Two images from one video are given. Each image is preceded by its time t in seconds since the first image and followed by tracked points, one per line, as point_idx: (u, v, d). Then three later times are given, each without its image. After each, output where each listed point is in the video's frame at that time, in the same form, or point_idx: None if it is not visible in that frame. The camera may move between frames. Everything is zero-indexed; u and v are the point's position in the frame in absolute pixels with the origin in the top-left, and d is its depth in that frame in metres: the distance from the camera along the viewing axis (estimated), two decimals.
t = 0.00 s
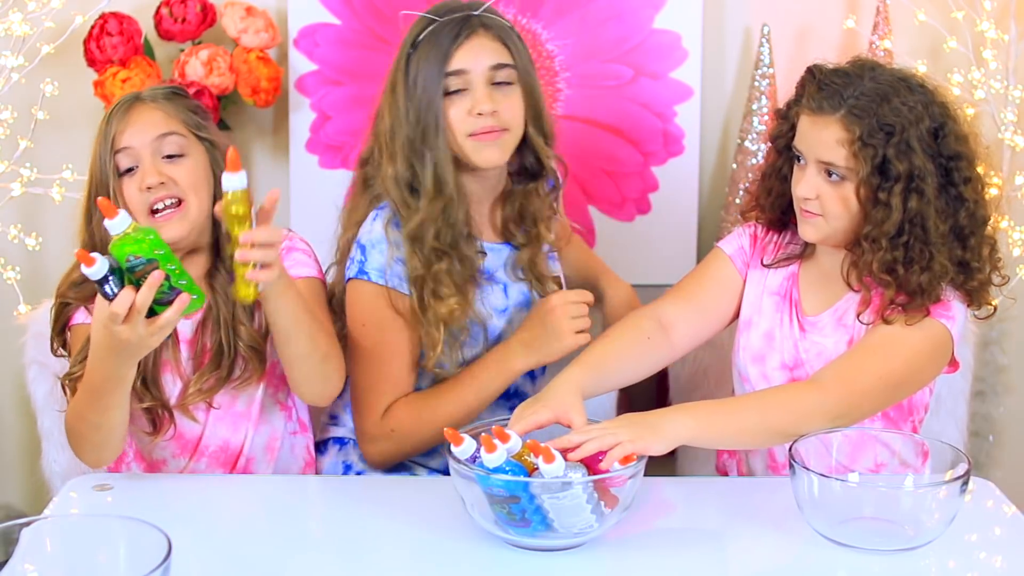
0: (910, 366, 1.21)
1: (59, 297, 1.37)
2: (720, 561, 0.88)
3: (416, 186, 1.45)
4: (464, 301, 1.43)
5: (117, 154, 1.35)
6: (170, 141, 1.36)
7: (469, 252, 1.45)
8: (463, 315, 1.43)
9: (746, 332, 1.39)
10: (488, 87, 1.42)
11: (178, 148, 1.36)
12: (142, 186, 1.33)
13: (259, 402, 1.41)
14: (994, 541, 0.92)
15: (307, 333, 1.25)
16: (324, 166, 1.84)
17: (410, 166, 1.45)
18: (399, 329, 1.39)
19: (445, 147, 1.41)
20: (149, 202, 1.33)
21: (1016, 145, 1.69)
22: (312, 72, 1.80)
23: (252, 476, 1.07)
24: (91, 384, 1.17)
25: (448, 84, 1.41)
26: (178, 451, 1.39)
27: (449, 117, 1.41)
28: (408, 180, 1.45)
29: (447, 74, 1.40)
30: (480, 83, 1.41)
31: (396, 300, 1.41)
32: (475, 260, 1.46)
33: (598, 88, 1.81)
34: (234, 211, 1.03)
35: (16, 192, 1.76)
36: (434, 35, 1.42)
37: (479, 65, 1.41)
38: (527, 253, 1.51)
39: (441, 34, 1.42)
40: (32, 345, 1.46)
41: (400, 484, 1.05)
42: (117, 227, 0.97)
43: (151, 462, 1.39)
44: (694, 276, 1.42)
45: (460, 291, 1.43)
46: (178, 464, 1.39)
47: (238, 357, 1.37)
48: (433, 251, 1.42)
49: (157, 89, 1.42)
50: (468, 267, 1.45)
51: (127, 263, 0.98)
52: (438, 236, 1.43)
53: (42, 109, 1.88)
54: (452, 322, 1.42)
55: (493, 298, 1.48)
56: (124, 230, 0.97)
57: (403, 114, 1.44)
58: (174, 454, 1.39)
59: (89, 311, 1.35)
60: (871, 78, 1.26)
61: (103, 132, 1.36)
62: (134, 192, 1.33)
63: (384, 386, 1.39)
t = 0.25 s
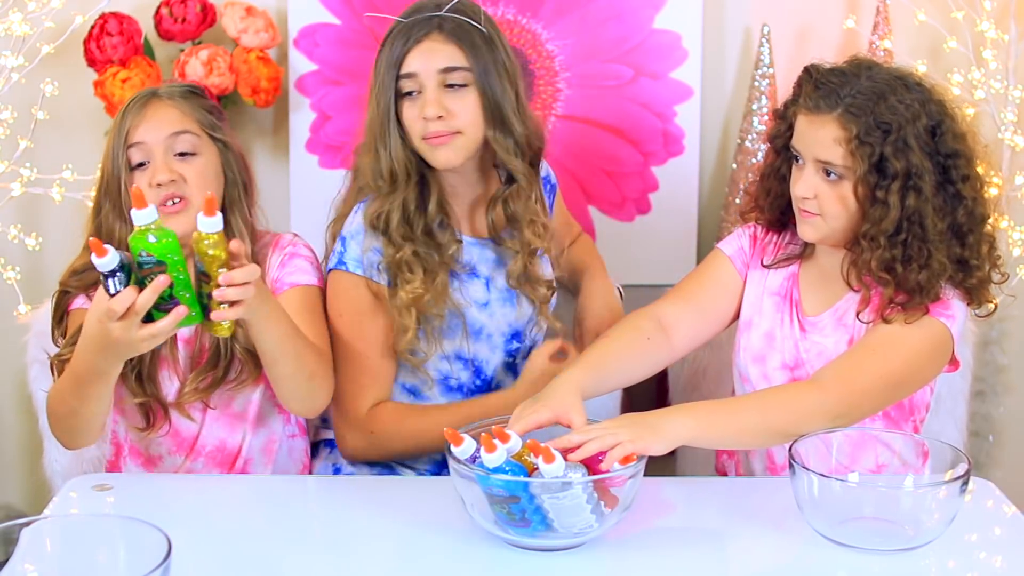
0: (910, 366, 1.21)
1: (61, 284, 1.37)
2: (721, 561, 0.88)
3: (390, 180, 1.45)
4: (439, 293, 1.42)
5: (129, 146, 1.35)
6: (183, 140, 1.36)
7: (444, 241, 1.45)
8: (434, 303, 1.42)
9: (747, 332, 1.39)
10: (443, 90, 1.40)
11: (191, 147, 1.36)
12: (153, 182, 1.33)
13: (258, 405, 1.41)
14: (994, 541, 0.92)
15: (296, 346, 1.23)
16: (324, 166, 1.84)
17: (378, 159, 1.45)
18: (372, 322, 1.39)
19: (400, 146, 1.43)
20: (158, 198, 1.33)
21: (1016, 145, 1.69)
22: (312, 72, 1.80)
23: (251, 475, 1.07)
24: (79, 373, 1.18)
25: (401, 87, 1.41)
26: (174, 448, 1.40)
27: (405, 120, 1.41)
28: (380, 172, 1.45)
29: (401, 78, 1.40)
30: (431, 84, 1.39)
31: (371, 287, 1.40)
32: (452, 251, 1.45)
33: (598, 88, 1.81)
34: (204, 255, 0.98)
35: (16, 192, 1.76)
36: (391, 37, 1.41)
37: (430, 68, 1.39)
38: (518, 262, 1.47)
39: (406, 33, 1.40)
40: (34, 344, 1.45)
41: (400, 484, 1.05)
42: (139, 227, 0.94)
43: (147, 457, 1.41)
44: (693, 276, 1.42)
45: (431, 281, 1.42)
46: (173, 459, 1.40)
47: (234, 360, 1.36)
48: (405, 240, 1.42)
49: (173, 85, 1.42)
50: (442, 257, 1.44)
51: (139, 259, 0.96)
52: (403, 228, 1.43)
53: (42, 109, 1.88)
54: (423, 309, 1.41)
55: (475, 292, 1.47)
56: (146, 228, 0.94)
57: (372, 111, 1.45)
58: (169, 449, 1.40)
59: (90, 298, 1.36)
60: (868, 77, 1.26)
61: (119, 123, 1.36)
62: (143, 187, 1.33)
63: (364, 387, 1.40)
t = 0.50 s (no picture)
0: (910, 365, 1.21)
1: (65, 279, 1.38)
2: (721, 561, 0.88)
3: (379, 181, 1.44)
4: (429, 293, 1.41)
5: (139, 144, 1.34)
6: (194, 141, 1.36)
7: (433, 242, 1.44)
8: (422, 304, 1.41)
9: (746, 333, 1.39)
10: (425, 95, 1.40)
11: (201, 149, 1.36)
12: (161, 182, 1.33)
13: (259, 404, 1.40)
14: (994, 541, 0.92)
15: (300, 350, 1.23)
16: (324, 166, 1.84)
17: (366, 160, 1.46)
18: (369, 321, 1.40)
19: (385, 149, 1.43)
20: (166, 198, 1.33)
21: (1016, 145, 1.69)
22: (312, 72, 1.80)
23: (251, 476, 1.07)
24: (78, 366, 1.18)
25: (386, 91, 1.41)
26: (174, 445, 1.40)
27: (391, 125, 1.41)
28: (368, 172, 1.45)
29: (384, 82, 1.40)
30: (415, 88, 1.39)
31: (361, 286, 1.40)
32: (441, 251, 1.44)
33: (599, 88, 1.81)
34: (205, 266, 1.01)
35: (15, 192, 1.76)
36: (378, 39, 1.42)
37: (413, 74, 1.38)
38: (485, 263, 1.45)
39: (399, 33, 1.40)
40: (34, 344, 1.45)
41: (400, 484, 1.05)
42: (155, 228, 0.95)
43: (148, 453, 1.41)
44: (693, 276, 1.42)
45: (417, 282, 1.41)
46: (174, 456, 1.41)
47: (234, 359, 1.36)
48: (393, 239, 1.42)
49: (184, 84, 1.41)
50: (432, 257, 1.44)
51: (150, 258, 0.97)
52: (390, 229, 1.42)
53: (42, 109, 1.88)
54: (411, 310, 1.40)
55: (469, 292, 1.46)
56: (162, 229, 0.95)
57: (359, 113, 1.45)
58: (169, 446, 1.40)
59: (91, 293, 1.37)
60: (866, 77, 1.26)
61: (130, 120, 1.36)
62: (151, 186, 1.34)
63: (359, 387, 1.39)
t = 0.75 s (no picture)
0: (910, 366, 1.21)
1: (70, 249, 1.39)
2: (721, 561, 0.88)
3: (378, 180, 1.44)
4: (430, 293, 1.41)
5: (168, 126, 1.35)
6: (220, 143, 1.36)
7: (434, 241, 1.45)
8: (424, 304, 1.41)
9: (746, 333, 1.39)
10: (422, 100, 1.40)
11: (225, 152, 1.36)
12: (176, 171, 1.32)
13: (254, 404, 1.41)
14: (994, 541, 0.92)
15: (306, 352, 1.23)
16: (324, 166, 1.84)
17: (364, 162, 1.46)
18: (369, 322, 1.40)
19: (385, 152, 1.43)
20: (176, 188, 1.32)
21: (1016, 145, 1.69)
22: (312, 72, 1.80)
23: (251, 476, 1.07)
24: (79, 340, 1.18)
25: (385, 97, 1.41)
26: (167, 442, 1.40)
27: (388, 128, 1.41)
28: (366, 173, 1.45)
29: (382, 86, 1.40)
30: (412, 92, 1.39)
31: (361, 285, 1.40)
32: (441, 251, 1.44)
33: (599, 88, 1.81)
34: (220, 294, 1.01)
35: (15, 192, 1.76)
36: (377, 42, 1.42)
37: (410, 79, 1.38)
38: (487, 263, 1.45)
39: (397, 36, 1.40)
40: (34, 344, 1.45)
41: (400, 484, 1.05)
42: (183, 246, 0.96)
43: (141, 450, 1.41)
44: (693, 276, 1.42)
45: (419, 281, 1.41)
46: (167, 453, 1.40)
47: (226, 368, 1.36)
48: (393, 240, 1.42)
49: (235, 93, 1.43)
50: (433, 257, 1.44)
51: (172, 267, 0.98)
52: (390, 229, 1.42)
53: (42, 109, 1.88)
54: (413, 309, 1.40)
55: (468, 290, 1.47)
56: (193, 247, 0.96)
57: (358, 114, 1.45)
58: (162, 442, 1.40)
59: (84, 284, 1.36)
60: (863, 76, 1.26)
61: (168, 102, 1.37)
62: (167, 174, 1.33)
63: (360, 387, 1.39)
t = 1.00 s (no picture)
0: (910, 366, 1.20)
1: (78, 244, 1.40)
2: (720, 561, 0.88)
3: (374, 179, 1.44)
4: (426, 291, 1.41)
5: (170, 138, 1.35)
6: (227, 143, 1.36)
7: (429, 239, 1.45)
8: (419, 302, 1.41)
9: (746, 333, 1.39)
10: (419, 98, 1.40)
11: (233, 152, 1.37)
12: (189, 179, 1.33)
13: (253, 406, 1.40)
14: (995, 541, 0.92)
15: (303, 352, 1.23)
16: (324, 166, 1.84)
17: (360, 163, 1.45)
18: (366, 320, 1.39)
19: (380, 151, 1.43)
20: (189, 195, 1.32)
21: (1016, 145, 1.69)
22: (312, 72, 1.80)
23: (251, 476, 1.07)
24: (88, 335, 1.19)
25: (380, 94, 1.41)
26: (163, 439, 1.40)
27: (385, 125, 1.41)
28: (363, 172, 1.45)
29: (379, 85, 1.40)
30: (408, 90, 1.39)
31: (358, 284, 1.40)
32: (436, 248, 1.45)
33: (599, 88, 1.81)
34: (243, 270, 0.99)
35: (15, 192, 1.76)
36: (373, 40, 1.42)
37: (407, 76, 1.39)
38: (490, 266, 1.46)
39: (392, 37, 1.40)
40: (34, 343, 1.45)
41: (401, 484, 1.05)
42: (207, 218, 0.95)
43: (137, 446, 1.41)
44: (693, 276, 1.42)
45: (414, 279, 1.41)
46: (163, 449, 1.40)
47: (228, 361, 1.36)
48: (389, 239, 1.42)
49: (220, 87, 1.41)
50: (427, 255, 1.44)
51: (194, 248, 0.95)
52: (386, 228, 1.42)
53: (42, 109, 1.88)
54: (408, 308, 1.40)
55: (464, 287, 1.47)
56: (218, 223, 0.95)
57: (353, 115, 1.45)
58: (158, 438, 1.40)
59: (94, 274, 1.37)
60: (861, 77, 1.26)
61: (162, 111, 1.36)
62: (179, 184, 1.34)
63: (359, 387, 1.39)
